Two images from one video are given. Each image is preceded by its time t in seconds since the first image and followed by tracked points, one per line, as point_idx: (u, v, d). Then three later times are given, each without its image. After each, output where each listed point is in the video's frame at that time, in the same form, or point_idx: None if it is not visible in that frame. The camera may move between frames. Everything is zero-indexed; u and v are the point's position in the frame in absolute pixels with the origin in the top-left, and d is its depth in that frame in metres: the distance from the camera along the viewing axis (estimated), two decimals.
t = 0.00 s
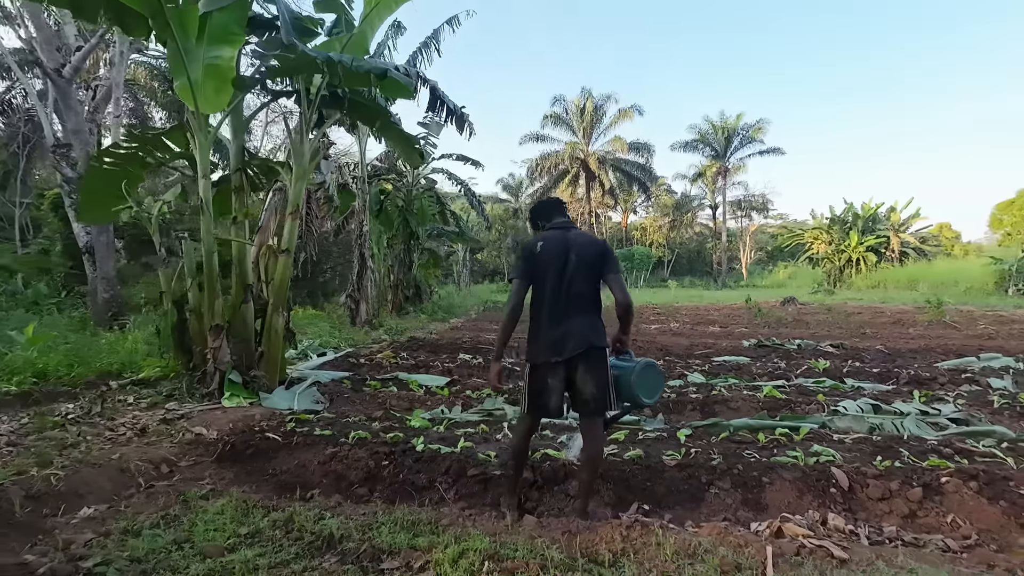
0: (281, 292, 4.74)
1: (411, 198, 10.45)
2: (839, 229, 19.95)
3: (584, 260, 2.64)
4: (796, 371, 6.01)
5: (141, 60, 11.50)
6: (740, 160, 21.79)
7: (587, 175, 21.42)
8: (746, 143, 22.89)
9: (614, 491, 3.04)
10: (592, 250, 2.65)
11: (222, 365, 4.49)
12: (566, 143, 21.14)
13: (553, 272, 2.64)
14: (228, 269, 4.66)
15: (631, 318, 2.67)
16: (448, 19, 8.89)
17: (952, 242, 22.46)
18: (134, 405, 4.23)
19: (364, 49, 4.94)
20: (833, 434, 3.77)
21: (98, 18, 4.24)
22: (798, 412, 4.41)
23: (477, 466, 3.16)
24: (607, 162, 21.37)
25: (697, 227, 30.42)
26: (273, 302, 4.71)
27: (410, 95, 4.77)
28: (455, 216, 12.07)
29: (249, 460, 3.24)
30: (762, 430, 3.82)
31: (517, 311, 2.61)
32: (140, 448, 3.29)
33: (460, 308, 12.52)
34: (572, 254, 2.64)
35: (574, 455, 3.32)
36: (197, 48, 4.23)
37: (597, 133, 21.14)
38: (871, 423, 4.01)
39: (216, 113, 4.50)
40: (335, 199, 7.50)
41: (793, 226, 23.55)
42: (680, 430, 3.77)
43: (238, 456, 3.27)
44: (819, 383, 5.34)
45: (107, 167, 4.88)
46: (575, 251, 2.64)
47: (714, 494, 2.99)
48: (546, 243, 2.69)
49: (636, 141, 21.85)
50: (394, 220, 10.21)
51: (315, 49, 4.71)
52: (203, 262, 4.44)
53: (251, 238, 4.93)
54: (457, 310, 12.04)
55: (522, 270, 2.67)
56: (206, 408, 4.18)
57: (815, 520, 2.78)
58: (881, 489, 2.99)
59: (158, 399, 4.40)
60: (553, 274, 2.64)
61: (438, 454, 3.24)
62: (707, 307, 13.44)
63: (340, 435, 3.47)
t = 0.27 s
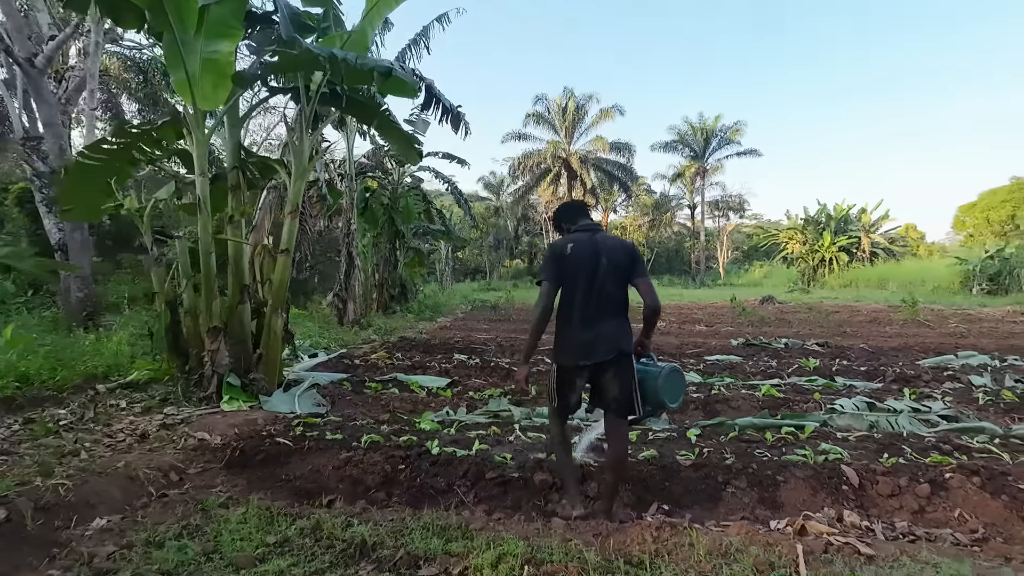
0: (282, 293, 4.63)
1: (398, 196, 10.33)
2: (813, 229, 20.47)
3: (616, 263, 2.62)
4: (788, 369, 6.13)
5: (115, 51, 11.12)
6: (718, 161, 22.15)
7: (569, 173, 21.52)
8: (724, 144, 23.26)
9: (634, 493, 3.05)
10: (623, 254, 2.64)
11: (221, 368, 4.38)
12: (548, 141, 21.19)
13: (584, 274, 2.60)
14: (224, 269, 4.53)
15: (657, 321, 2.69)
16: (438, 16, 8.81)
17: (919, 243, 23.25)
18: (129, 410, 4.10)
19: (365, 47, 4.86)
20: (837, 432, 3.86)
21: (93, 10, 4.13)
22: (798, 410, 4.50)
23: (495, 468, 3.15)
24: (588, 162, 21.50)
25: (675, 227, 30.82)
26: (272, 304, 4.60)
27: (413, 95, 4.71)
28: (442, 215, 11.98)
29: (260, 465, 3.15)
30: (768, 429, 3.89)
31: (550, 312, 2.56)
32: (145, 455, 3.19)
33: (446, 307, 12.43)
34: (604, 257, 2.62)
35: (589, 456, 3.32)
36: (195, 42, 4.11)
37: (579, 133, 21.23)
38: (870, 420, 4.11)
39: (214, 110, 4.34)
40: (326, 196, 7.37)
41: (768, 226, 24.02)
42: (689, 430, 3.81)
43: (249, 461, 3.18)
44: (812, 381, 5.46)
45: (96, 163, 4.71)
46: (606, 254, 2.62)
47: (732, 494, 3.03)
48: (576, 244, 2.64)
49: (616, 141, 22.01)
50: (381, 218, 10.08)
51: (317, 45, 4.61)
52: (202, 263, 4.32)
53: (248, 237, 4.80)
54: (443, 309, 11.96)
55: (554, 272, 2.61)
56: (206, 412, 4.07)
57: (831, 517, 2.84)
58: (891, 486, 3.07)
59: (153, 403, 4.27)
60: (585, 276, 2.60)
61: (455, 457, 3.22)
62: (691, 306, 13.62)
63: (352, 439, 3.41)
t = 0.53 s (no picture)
0: (283, 290, 4.54)
1: (388, 194, 10.21)
2: (794, 230, 20.82)
3: (634, 258, 2.59)
4: (784, 366, 6.20)
5: (93, 43, 10.79)
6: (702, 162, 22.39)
7: (555, 173, 21.57)
8: (707, 145, 23.52)
9: (652, 489, 3.05)
10: (641, 249, 2.61)
11: (221, 367, 4.28)
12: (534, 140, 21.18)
13: (603, 270, 2.57)
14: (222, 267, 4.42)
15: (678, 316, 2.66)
16: (430, 13, 8.73)
17: (895, 244, 23.79)
18: (127, 411, 3.98)
19: (367, 42, 4.78)
20: (842, 427, 3.93)
21: None
22: (800, 406, 4.56)
23: (513, 467, 3.12)
24: (574, 161, 21.55)
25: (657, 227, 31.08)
26: (273, 301, 4.51)
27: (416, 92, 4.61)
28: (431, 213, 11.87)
29: (273, 466, 3.08)
30: (775, 425, 3.93)
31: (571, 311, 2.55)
32: (152, 457, 3.09)
33: (435, 306, 12.33)
34: (621, 254, 2.58)
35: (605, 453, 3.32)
36: (194, 34, 4.01)
37: (564, 132, 21.27)
38: (872, 415, 4.19)
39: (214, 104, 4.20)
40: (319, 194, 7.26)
41: (750, 226, 24.36)
42: (698, 427, 3.83)
43: (260, 462, 3.11)
44: (810, 378, 5.53)
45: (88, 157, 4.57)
46: (623, 249, 2.58)
47: (749, 489, 3.05)
48: (592, 241, 2.61)
49: (602, 141, 22.10)
50: (370, 216, 9.96)
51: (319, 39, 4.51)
52: (201, 260, 4.22)
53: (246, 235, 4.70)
54: (433, 308, 11.86)
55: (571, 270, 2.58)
56: (207, 412, 3.97)
57: (848, 510, 2.88)
58: (903, 479, 3.13)
59: (150, 404, 4.15)
60: (603, 273, 2.56)
61: (471, 456, 3.18)
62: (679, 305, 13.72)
63: (364, 438, 3.34)
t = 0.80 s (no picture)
0: (284, 289, 4.44)
1: (377, 192, 10.09)
2: (775, 230, 21.18)
3: (655, 257, 2.55)
4: (779, 364, 6.28)
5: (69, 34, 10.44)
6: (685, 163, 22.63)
7: (540, 172, 21.61)
8: (691, 146, 23.76)
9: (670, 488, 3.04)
10: (661, 246, 2.57)
11: (221, 368, 4.19)
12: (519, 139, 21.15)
13: (624, 271, 2.51)
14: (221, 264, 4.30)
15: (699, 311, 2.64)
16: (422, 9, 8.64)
17: (872, 244, 24.34)
18: (124, 414, 3.86)
19: (369, 38, 4.69)
20: (848, 425, 4.01)
21: None
22: (801, 403, 4.62)
23: (530, 467, 3.08)
24: (560, 160, 21.58)
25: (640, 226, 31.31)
26: (274, 300, 4.41)
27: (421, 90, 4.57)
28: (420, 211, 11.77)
29: (285, 469, 3.00)
30: (782, 422, 3.98)
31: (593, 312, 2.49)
32: (159, 461, 3.00)
33: (423, 304, 12.22)
34: (642, 252, 2.54)
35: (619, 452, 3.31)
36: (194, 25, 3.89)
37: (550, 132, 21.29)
38: (874, 412, 4.29)
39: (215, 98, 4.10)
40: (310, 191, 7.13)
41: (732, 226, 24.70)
42: (708, 425, 3.85)
43: (271, 465, 3.03)
44: (806, 376, 5.62)
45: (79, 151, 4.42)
46: (644, 248, 2.53)
47: (765, 486, 3.07)
48: (612, 240, 2.55)
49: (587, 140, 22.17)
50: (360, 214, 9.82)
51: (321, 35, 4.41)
52: (201, 259, 4.11)
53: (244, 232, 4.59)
54: (422, 306, 11.76)
55: (591, 272, 2.51)
56: (209, 414, 3.88)
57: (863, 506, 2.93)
58: (913, 475, 3.20)
59: (148, 406, 4.03)
60: (625, 273, 2.51)
61: (487, 457, 3.15)
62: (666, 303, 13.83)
63: (376, 440, 3.27)
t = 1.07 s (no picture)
0: (282, 289, 4.33)
1: (363, 190, 9.97)
2: (753, 230, 21.59)
3: (672, 258, 2.58)
4: (768, 362, 6.40)
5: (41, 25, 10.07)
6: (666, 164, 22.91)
7: (523, 171, 21.66)
8: (671, 147, 24.04)
9: (681, 486, 3.08)
10: (678, 247, 2.59)
11: (218, 371, 4.10)
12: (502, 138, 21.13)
13: (643, 274, 2.55)
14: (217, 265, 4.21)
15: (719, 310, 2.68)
16: (411, 7, 8.58)
17: (845, 245, 24.98)
18: (117, 419, 3.75)
19: (367, 36, 4.63)
20: (844, 422, 4.15)
21: None
22: (796, 401, 4.73)
23: (542, 467, 3.09)
24: (542, 160, 21.62)
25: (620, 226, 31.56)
26: (272, 301, 4.30)
27: (421, 90, 4.54)
28: (405, 209, 11.66)
29: (295, 473, 2.95)
30: (783, 419, 4.08)
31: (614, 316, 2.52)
32: (164, 466, 2.92)
33: (409, 304, 12.11)
34: (659, 254, 2.57)
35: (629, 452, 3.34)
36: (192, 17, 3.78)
37: (533, 131, 21.33)
38: (867, 409, 4.45)
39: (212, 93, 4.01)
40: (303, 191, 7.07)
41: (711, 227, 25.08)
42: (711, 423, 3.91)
43: (280, 469, 2.97)
44: (796, 374, 5.74)
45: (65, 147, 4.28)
46: (661, 250, 2.56)
47: (773, 482, 3.14)
48: (630, 244, 2.57)
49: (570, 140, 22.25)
50: (346, 213, 9.69)
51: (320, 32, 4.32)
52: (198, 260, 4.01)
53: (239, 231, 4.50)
54: (407, 306, 11.66)
55: (611, 276, 2.53)
56: (207, 417, 3.79)
57: (867, 499, 3.02)
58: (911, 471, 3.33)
59: (142, 410, 3.92)
60: (644, 276, 2.54)
61: (498, 457, 3.14)
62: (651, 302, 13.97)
63: (386, 441, 3.24)
